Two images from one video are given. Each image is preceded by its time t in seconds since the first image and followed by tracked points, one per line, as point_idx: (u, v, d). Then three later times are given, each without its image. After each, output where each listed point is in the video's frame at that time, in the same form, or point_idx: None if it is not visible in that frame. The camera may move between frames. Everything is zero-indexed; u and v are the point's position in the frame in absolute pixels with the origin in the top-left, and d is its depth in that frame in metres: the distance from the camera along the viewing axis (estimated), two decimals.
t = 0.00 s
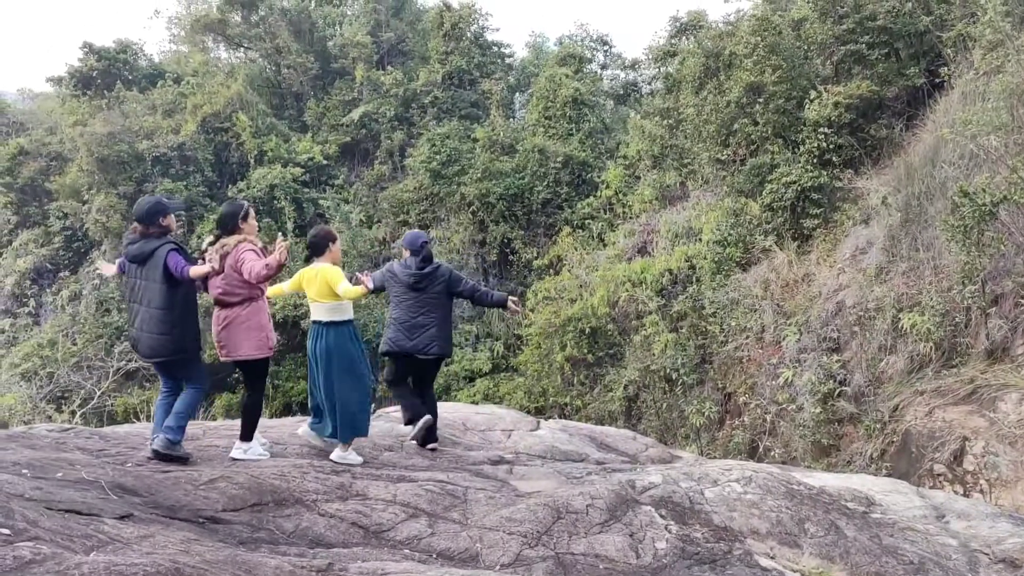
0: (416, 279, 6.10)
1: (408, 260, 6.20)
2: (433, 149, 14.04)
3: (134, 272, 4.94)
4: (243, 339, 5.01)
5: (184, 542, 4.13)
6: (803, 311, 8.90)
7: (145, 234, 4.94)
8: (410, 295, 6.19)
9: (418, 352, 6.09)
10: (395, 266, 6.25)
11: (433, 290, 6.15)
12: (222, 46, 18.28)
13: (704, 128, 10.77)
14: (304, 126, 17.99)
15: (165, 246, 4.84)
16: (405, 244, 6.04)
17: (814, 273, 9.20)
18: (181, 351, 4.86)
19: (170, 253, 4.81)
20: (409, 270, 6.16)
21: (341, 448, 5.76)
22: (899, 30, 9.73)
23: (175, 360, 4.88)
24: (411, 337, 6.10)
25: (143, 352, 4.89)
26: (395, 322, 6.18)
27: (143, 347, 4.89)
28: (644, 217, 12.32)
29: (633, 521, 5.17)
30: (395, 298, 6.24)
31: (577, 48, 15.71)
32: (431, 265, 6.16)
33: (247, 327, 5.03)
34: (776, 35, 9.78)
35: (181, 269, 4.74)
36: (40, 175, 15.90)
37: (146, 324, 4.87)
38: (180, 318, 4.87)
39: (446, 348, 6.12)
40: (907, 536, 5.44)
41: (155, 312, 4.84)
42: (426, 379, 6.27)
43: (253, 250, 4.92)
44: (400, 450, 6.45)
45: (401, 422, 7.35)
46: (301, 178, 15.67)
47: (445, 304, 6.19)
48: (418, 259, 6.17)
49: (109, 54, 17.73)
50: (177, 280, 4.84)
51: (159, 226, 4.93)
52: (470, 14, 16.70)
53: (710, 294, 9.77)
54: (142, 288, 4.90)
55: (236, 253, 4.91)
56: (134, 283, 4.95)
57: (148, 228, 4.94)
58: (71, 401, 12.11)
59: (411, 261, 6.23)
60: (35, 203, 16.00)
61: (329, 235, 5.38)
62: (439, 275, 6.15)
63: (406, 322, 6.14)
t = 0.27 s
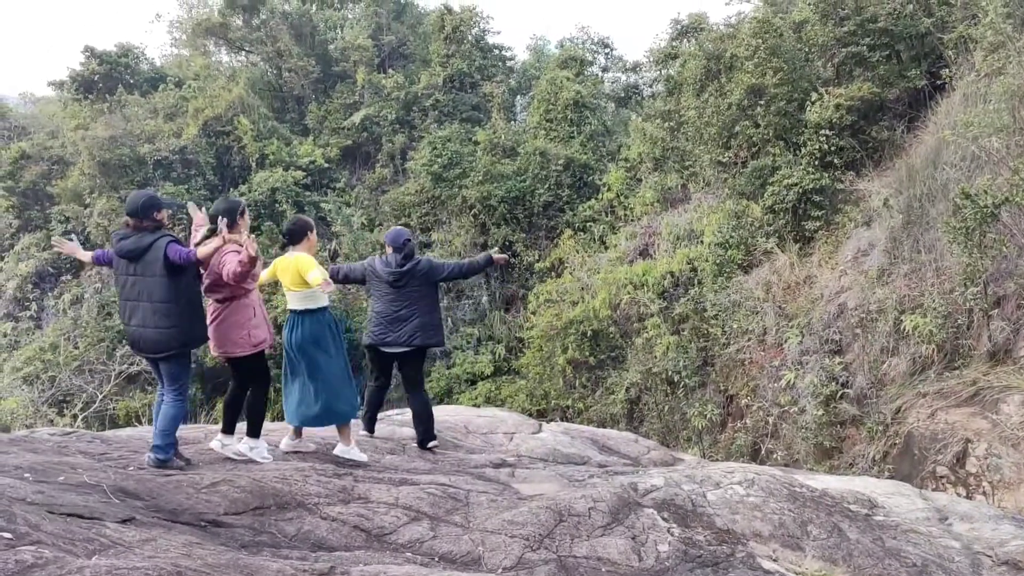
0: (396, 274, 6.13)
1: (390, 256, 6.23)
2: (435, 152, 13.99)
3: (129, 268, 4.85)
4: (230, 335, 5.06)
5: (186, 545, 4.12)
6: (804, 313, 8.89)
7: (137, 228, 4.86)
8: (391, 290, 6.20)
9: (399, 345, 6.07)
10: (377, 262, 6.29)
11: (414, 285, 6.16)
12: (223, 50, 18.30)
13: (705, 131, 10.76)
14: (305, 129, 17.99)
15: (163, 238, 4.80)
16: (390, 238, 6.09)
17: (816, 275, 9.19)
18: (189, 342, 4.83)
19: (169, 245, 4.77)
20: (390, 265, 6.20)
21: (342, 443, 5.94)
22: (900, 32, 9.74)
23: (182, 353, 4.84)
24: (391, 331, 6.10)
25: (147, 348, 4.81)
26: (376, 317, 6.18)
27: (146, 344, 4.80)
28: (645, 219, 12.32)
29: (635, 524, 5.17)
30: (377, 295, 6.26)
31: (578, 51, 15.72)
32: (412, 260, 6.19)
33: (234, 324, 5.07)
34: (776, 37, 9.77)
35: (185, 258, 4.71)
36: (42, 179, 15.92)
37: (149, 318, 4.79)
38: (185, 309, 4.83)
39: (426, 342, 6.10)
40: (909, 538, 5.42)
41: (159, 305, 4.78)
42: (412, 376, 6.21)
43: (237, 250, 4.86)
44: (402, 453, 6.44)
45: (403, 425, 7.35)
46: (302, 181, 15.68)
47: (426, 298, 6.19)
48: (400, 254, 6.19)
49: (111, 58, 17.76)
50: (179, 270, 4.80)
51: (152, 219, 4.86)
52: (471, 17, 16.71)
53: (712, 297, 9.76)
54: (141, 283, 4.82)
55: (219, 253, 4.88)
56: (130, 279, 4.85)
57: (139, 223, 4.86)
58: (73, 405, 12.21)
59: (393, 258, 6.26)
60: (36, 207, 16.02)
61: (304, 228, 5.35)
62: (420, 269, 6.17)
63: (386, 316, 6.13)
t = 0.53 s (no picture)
0: (374, 278, 6.16)
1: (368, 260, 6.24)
2: (434, 154, 13.94)
3: (123, 275, 4.84)
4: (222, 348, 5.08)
5: (187, 549, 4.12)
6: (805, 315, 8.90)
7: (132, 234, 4.85)
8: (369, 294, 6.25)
9: (379, 350, 6.16)
10: (355, 266, 6.31)
11: (392, 288, 6.21)
12: (223, 53, 18.32)
13: (704, 133, 10.77)
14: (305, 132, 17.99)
15: (160, 247, 4.80)
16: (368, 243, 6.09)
17: (816, 277, 9.20)
18: (180, 353, 4.84)
19: (166, 254, 4.78)
20: (367, 269, 6.22)
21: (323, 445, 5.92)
22: (899, 34, 9.75)
23: (172, 363, 4.85)
24: (371, 336, 6.18)
25: (135, 355, 4.81)
26: (355, 322, 6.24)
27: (137, 351, 4.80)
28: (645, 221, 12.32)
29: (635, 527, 5.16)
30: (355, 299, 6.30)
31: (577, 53, 15.72)
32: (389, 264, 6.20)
33: (225, 336, 5.08)
34: (776, 39, 9.79)
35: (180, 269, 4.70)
36: (42, 183, 15.91)
37: (141, 326, 4.80)
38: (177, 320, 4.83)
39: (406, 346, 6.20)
40: (910, 540, 5.42)
41: (151, 314, 4.78)
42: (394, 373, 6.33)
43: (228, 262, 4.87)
44: (402, 455, 6.43)
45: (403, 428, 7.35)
46: (302, 184, 15.68)
47: (404, 301, 6.25)
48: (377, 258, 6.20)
49: (111, 62, 17.79)
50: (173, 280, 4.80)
51: (148, 226, 4.85)
52: (471, 20, 16.72)
53: (712, 299, 9.77)
54: (133, 290, 4.82)
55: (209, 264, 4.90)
56: (123, 285, 4.85)
57: (134, 229, 4.85)
58: (73, 408, 12.18)
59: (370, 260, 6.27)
60: (37, 210, 16.04)
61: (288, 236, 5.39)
62: (398, 273, 6.19)
63: (365, 321, 6.20)
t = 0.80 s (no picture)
0: (370, 277, 6.16)
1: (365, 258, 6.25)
2: (433, 156, 13.89)
3: (108, 272, 4.87)
4: (223, 340, 5.01)
5: (186, 551, 4.12)
6: (804, 316, 8.92)
7: (120, 229, 4.83)
8: (364, 293, 6.24)
9: (370, 350, 6.14)
10: (352, 264, 6.31)
11: (387, 288, 6.20)
12: (222, 55, 18.33)
13: (703, 134, 10.77)
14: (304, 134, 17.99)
15: (142, 250, 4.77)
16: (366, 241, 6.12)
17: (815, 278, 9.20)
18: (147, 361, 4.82)
19: (146, 259, 4.75)
20: (364, 268, 6.22)
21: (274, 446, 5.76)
22: (897, 35, 9.76)
23: (140, 369, 4.83)
24: (363, 334, 6.15)
25: (111, 353, 4.85)
26: (349, 320, 6.23)
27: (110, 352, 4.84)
28: (644, 222, 12.33)
29: (635, 528, 5.16)
30: (351, 297, 6.30)
31: (576, 54, 15.73)
32: (386, 264, 6.21)
33: (224, 327, 5.02)
34: (774, 41, 9.82)
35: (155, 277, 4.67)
36: (41, 185, 15.90)
37: (114, 328, 4.83)
38: (149, 327, 4.81)
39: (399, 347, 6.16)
40: (909, 541, 5.42)
41: (124, 318, 4.79)
42: (380, 374, 6.23)
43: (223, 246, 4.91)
44: (402, 457, 6.42)
45: (402, 430, 7.34)
46: (301, 186, 15.68)
47: (399, 301, 6.24)
48: (375, 256, 6.21)
49: (110, 64, 17.81)
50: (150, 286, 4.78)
51: (137, 223, 4.82)
52: (470, 22, 16.72)
53: (712, 300, 9.78)
54: (115, 288, 4.83)
55: (207, 252, 4.88)
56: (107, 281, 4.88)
57: (124, 225, 4.82)
58: (72, 410, 12.10)
59: (368, 260, 6.28)
60: (36, 213, 16.03)
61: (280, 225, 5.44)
62: (394, 273, 6.20)
63: (359, 320, 6.19)
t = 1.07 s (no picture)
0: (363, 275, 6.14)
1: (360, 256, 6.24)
2: (432, 157, 13.86)
3: (100, 274, 4.86)
4: (206, 347, 5.00)
5: (184, 553, 4.12)
6: (802, 317, 8.92)
7: (109, 230, 4.81)
8: (357, 291, 6.24)
9: (359, 348, 6.11)
10: (347, 262, 6.31)
11: (380, 287, 6.17)
12: (220, 56, 18.33)
13: (701, 135, 10.77)
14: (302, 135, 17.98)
15: (133, 250, 4.76)
16: (359, 239, 6.10)
17: (813, 279, 9.20)
18: (143, 362, 4.82)
19: (137, 259, 4.74)
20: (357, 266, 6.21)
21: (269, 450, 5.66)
22: (895, 37, 9.77)
23: (135, 373, 4.83)
24: (352, 330, 6.14)
25: (106, 358, 4.85)
26: (341, 317, 6.23)
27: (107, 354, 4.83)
28: (642, 223, 12.34)
29: (634, 529, 5.16)
30: (345, 294, 6.30)
31: (574, 56, 15.75)
32: (380, 263, 6.18)
33: (209, 334, 5.03)
34: (771, 42, 9.87)
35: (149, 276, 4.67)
36: (38, 186, 15.88)
37: (111, 329, 4.82)
38: (145, 327, 4.81)
39: (388, 345, 6.11)
40: (908, 541, 5.43)
41: (119, 319, 4.78)
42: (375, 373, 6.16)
43: (217, 255, 4.90)
44: (400, 459, 6.41)
45: (401, 432, 7.33)
46: (299, 188, 15.67)
47: (391, 300, 6.20)
48: (369, 255, 6.18)
49: (107, 65, 17.82)
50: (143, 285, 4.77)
51: (127, 225, 4.83)
52: (468, 23, 16.72)
53: (710, 301, 9.79)
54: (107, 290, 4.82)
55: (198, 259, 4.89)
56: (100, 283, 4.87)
57: (113, 226, 4.81)
58: (69, 412, 12.08)
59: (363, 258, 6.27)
60: (33, 215, 16.01)
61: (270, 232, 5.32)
62: (387, 273, 6.17)
63: (350, 317, 6.17)
